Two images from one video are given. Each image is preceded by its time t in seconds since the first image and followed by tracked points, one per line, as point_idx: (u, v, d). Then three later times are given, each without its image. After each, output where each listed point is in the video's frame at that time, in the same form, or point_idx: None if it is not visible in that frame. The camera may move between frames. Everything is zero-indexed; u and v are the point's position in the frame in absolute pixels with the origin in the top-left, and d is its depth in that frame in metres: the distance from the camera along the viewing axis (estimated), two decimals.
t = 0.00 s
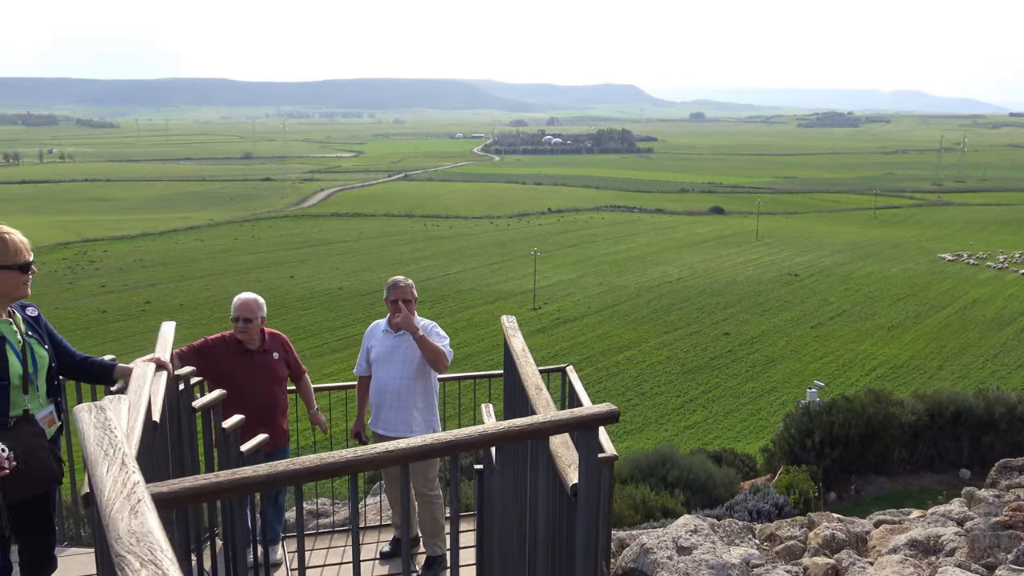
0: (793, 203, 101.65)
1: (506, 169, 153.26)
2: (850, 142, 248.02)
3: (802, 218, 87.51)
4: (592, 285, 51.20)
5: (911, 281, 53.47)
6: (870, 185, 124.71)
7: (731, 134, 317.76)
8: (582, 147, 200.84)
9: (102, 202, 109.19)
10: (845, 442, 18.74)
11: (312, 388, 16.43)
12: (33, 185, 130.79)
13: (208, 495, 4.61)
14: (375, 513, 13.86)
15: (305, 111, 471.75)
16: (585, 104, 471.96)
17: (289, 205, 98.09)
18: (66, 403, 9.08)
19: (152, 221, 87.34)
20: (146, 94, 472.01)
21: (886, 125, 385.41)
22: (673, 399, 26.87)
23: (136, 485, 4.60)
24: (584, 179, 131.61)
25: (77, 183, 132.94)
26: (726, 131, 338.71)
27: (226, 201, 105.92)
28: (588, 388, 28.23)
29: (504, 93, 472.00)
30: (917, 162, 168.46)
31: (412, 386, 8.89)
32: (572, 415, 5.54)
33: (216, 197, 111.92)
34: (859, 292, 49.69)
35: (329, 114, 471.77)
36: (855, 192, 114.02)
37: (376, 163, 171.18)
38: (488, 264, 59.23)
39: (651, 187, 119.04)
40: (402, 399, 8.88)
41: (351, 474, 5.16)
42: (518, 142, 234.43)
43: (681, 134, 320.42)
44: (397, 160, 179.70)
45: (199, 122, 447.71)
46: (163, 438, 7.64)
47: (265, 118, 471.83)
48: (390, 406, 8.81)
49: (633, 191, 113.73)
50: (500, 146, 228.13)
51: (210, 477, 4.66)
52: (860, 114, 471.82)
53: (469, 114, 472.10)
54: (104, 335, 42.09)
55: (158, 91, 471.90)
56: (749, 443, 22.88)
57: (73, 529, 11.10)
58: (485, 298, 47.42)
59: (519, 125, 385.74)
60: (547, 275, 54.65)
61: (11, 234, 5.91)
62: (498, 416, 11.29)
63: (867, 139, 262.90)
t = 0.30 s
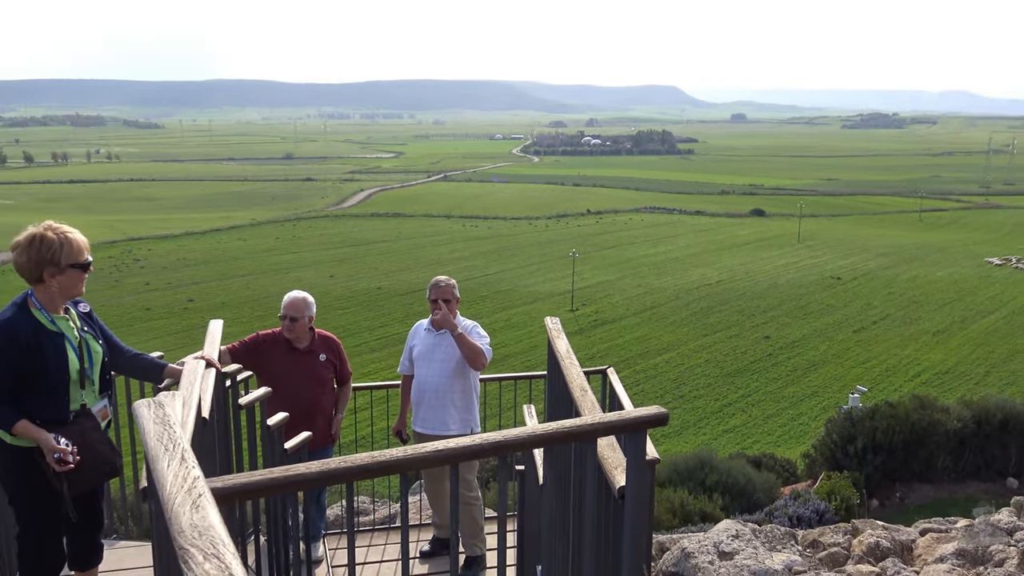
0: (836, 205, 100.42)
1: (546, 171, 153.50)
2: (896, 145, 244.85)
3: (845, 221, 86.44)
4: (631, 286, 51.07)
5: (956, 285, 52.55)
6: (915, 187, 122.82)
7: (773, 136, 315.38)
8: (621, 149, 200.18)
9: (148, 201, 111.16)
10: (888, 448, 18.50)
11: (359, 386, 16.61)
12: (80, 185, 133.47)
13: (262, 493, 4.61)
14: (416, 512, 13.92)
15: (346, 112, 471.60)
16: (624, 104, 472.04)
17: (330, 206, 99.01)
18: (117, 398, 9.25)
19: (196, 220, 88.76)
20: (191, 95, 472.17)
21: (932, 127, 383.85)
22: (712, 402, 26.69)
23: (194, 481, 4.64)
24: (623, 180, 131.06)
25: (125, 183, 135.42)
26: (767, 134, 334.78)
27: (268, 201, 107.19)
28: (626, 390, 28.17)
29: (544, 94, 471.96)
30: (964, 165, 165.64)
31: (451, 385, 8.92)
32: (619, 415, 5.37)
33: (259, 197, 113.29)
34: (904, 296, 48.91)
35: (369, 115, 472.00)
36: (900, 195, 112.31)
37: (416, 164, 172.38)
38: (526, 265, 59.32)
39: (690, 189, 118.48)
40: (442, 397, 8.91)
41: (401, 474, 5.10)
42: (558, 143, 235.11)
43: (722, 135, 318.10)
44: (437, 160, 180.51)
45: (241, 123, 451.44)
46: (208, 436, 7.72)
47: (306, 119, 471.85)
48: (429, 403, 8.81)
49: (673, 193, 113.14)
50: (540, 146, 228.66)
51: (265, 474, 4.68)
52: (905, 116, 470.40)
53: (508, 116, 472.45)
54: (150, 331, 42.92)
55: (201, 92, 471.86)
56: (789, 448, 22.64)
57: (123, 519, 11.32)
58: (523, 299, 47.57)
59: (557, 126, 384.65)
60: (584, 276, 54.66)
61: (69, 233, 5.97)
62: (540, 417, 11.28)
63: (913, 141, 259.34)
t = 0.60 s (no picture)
0: (879, 207, 98.98)
1: (584, 172, 153.38)
2: (942, 145, 241.29)
3: (888, 223, 85.21)
4: (669, 288, 50.82)
5: (1003, 289, 51.52)
6: (961, 189, 120.66)
7: (813, 137, 312.77)
8: (661, 150, 199.47)
9: (191, 201, 112.96)
10: (932, 456, 18.24)
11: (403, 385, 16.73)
12: (126, 185, 135.96)
13: (322, 489, 4.60)
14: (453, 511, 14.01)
15: (385, 113, 471.65)
16: (664, 105, 472.23)
17: (369, 206, 99.72)
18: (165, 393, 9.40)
19: (238, 220, 89.97)
20: (234, 95, 471.66)
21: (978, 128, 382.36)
22: (751, 406, 26.48)
23: (255, 475, 4.67)
24: (662, 181, 130.25)
25: (169, 183, 137.50)
26: (809, 135, 330.14)
27: (309, 201, 108.27)
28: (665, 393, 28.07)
29: (583, 95, 471.98)
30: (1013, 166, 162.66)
31: (494, 387, 8.95)
32: (669, 416, 5.25)
33: (299, 196, 114.43)
34: (949, 300, 48.04)
35: (409, 116, 471.81)
36: (946, 197, 110.42)
37: (455, 164, 173.03)
38: (565, 266, 59.29)
39: (730, 190, 117.58)
40: (484, 400, 8.95)
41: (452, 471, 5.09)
42: (597, 144, 235.24)
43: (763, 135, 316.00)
44: (475, 161, 181.19)
45: (281, 124, 454.99)
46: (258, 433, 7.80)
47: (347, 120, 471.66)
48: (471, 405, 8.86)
49: (713, 194, 112.29)
50: (578, 146, 228.59)
51: (325, 470, 4.68)
52: (953, 117, 471.84)
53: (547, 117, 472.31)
54: (194, 329, 43.66)
55: (246, 93, 471.60)
56: (830, 453, 22.39)
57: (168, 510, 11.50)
58: (561, 300, 47.64)
59: (594, 128, 383.05)
60: (623, 277, 54.51)
61: (123, 231, 6.08)
62: (583, 419, 11.23)
63: (958, 142, 255.82)
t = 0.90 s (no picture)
0: (925, 209, 97.24)
1: (623, 172, 153.02)
2: (990, 145, 237.58)
3: (935, 225, 83.80)
4: (709, 290, 50.44)
5: None
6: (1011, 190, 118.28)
7: (857, 137, 310.20)
8: (701, 150, 198.41)
9: (235, 200, 114.43)
10: (978, 462, 17.98)
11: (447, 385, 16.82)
12: (172, 185, 138.14)
13: (381, 485, 4.59)
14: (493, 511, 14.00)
15: (425, 113, 471.71)
16: (706, 105, 472.17)
17: (409, 206, 100.24)
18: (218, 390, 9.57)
19: (280, 220, 91.02)
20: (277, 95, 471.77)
21: None
22: (792, 410, 26.25)
23: (313, 472, 4.71)
24: (703, 182, 129.13)
25: (214, 183, 139.42)
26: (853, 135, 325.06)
27: (349, 201, 109.20)
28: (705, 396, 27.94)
29: (624, 95, 471.99)
30: None
31: (537, 389, 8.93)
32: (722, 419, 5.13)
33: (340, 196, 115.39)
34: (997, 304, 47.04)
35: (450, 116, 472.27)
36: (995, 198, 108.32)
37: (494, 164, 173.43)
38: (604, 267, 59.13)
39: (772, 190, 116.61)
40: (526, 402, 8.94)
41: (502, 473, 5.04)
42: (637, 144, 235.13)
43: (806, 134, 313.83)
44: (515, 161, 181.51)
45: (322, 124, 458.03)
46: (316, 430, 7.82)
47: (388, 120, 471.69)
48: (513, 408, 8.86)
49: (755, 194, 111.17)
50: (618, 146, 228.30)
51: (374, 466, 4.65)
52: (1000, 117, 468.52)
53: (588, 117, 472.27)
54: (237, 327, 44.31)
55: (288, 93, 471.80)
56: (873, 459, 22.10)
57: (213, 506, 11.69)
58: (600, 301, 47.64)
59: (633, 128, 380.98)
60: (662, 278, 54.24)
61: (178, 229, 6.18)
62: (627, 420, 11.16)
63: (1006, 142, 252.30)
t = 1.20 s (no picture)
0: (972, 210, 95.32)
1: (663, 172, 152.55)
2: None
3: (983, 227, 82.29)
4: (750, 291, 50.04)
5: None
6: None
7: (902, 137, 307.90)
8: (743, 151, 197.26)
9: (277, 200, 115.68)
10: None
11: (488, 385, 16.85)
12: (215, 184, 140.10)
13: (438, 483, 4.56)
14: (535, 511, 13.99)
15: (465, 113, 471.77)
16: (747, 105, 472.22)
17: (449, 206, 100.72)
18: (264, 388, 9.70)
19: (320, 219, 91.92)
20: (318, 95, 471.77)
21: None
22: (834, 412, 26.01)
23: (372, 469, 4.72)
24: (745, 182, 127.83)
25: (256, 183, 141.07)
26: (897, 135, 319.44)
27: (389, 200, 109.97)
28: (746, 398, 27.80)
29: (665, 94, 471.97)
30: None
31: (577, 390, 8.89)
32: (771, 423, 4.90)
33: (380, 196, 116.15)
34: None
35: (489, 116, 471.91)
36: None
37: (534, 165, 173.52)
38: (643, 267, 58.92)
39: (815, 191, 115.54)
40: (567, 401, 8.90)
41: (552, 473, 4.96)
42: (678, 144, 234.84)
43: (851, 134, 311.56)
44: (555, 161, 181.60)
45: (361, 125, 460.24)
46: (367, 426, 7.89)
47: (428, 120, 471.68)
48: (554, 407, 8.85)
49: (797, 195, 110.07)
50: (658, 147, 227.72)
51: (429, 465, 4.61)
52: None
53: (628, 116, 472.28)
54: (279, 325, 44.88)
55: (327, 93, 471.89)
56: (917, 464, 21.79)
57: (259, 503, 11.87)
58: (639, 301, 47.57)
59: (673, 128, 378.07)
60: (702, 279, 53.92)
61: (237, 230, 6.25)
62: (670, 421, 10.97)
63: None
